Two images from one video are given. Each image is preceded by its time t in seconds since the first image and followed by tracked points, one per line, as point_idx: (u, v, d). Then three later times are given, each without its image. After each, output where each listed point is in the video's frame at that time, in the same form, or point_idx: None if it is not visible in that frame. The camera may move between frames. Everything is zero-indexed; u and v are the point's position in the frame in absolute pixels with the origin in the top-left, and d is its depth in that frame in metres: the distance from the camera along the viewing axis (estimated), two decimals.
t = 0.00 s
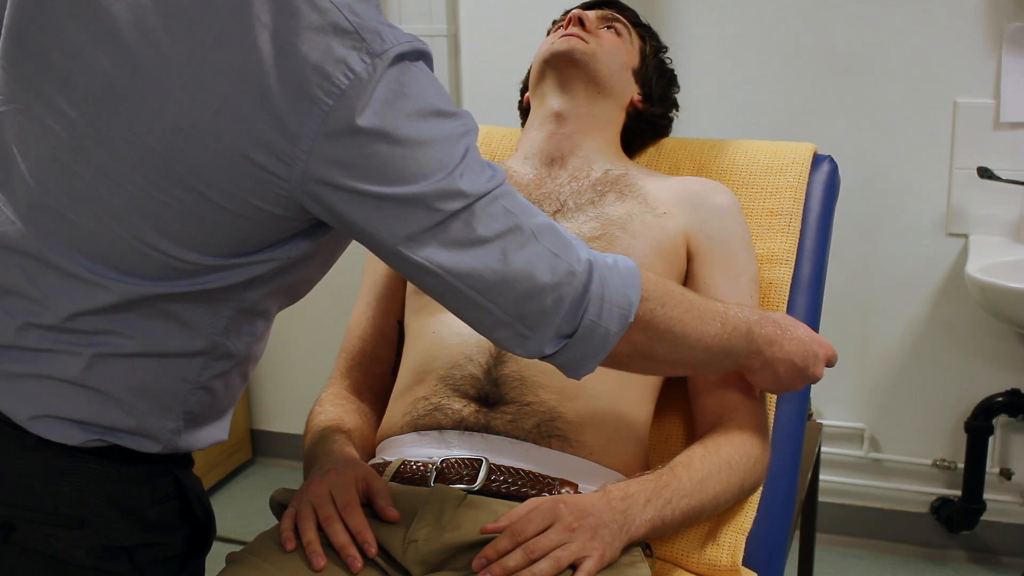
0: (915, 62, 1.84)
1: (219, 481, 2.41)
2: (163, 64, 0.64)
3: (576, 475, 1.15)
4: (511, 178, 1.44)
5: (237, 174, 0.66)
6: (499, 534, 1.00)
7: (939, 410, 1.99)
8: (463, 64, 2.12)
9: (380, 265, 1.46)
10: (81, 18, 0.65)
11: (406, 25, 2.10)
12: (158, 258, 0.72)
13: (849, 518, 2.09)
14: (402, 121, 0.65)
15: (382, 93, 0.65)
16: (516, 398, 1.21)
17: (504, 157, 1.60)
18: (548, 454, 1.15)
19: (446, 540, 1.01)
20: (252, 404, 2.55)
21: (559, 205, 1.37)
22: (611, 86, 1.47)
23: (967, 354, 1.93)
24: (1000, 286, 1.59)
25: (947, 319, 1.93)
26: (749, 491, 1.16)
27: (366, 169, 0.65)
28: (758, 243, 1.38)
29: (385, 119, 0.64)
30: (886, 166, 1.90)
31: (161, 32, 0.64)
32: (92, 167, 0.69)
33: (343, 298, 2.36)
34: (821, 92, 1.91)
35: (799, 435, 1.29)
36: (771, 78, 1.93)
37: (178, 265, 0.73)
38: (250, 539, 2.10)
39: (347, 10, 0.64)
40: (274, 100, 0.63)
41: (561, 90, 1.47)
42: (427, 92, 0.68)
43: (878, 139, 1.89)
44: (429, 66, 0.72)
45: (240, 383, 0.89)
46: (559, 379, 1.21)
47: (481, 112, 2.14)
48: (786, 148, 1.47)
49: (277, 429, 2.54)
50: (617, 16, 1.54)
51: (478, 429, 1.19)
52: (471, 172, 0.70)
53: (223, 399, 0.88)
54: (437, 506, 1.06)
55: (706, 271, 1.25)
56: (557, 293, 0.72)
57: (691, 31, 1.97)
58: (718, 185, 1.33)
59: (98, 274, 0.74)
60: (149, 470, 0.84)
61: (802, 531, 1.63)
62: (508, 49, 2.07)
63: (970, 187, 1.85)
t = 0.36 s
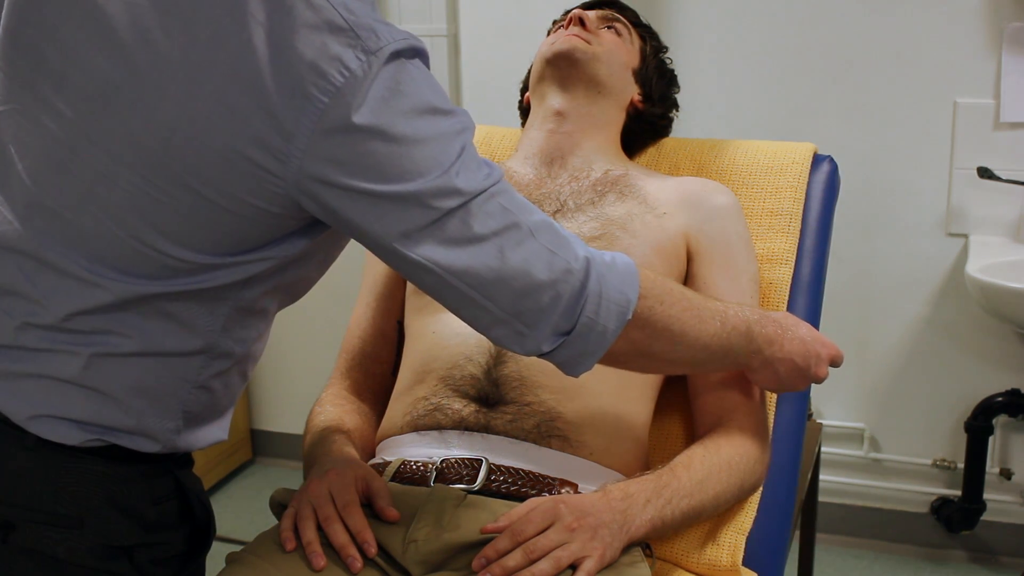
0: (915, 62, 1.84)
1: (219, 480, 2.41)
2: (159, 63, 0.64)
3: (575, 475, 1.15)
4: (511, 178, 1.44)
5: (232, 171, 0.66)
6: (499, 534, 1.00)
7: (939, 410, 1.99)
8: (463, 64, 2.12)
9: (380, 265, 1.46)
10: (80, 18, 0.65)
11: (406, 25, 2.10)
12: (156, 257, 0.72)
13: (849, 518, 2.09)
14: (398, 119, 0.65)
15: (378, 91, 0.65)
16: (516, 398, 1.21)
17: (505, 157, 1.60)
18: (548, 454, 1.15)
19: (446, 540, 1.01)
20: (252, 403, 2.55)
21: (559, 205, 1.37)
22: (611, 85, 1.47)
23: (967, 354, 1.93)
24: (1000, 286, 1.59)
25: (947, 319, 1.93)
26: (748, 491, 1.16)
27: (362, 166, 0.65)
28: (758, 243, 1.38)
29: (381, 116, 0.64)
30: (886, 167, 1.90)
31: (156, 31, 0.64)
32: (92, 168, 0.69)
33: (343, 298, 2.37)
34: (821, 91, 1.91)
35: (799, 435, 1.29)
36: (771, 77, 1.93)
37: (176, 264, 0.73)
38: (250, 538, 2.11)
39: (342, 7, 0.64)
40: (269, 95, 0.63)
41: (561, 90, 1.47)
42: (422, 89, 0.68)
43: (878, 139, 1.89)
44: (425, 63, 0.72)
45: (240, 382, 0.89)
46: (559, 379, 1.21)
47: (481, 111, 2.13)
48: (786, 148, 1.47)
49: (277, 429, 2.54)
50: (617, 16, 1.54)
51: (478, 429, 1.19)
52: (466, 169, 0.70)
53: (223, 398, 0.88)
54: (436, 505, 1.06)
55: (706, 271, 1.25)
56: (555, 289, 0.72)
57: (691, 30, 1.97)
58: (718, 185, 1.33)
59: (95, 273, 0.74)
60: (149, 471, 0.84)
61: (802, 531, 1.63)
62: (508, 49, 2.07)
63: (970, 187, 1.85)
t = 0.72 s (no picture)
0: (914, 62, 1.84)
1: (219, 480, 2.41)
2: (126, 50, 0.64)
3: (577, 475, 1.14)
4: (511, 178, 1.43)
5: (183, 151, 0.65)
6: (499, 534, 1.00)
7: (939, 410, 1.99)
8: (464, 64, 2.12)
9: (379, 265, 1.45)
10: (75, 21, 0.65)
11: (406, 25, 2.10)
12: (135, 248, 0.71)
13: (848, 518, 2.10)
14: (335, 103, 0.62)
15: (327, 72, 0.62)
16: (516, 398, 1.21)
17: (505, 157, 1.60)
18: (548, 454, 1.15)
19: (446, 540, 1.01)
20: (252, 403, 2.55)
21: (559, 204, 1.36)
22: (611, 85, 1.47)
23: (966, 354, 1.94)
24: (1000, 286, 1.59)
25: (947, 319, 1.93)
26: (749, 491, 1.16)
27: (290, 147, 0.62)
28: (758, 243, 1.38)
29: (318, 99, 0.62)
30: (885, 167, 1.90)
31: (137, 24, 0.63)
32: (61, 156, 0.68)
33: (344, 298, 2.37)
34: (821, 91, 1.91)
35: (799, 435, 1.29)
36: (771, 77, 1.93)
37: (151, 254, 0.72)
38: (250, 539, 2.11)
39: None
40: (210, 67, 0.62)
41: (561, 90, 1.47)
42: (375, 76, 0.65)
43: (878, 139, 1.89)
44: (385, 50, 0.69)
45: (231, 376, 0.88)
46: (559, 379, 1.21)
47: (481, 111, 2.13)
48: (786, 148, 1.47)
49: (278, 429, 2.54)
50: (617, 16, 1.54)
51: (478, 429, 1.19)
52: (412, 161, 0.64)
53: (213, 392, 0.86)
54: (435, 505, 1.07)
55: (706, 271, 1.25)
56: (487, 302, 0.66)
57: (691, 30, 1.97)
58: (717, 185, 1.34)
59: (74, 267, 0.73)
60: (145, 467, 0.84)
61: (802, 531, 1.63)
62: (508, 49, 2.07)
63: (970, 187, 1.85)
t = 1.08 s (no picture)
0: (914, 62, 1.84)
1: (219, 480, 2.41)
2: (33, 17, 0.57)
3: (577, 475, 1.14)
4: (511, 178, 1.43)
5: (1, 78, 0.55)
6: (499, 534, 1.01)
7: (939, 410, 1.99)
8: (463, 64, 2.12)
9: (379, 265, 1.41)
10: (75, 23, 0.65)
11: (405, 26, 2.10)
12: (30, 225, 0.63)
13: (848, 518, 2.10)
14: (134, 58, 0.53)
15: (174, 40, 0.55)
16: (516, 398, 1.20)
17: (505, 157, 1.60)
18: (548, 453, 1.15)
19: (446, 540, 1.02)
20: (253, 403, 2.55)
21: (559, 204, 1.36)
22: (611, 85, 1.47)
23: (966, 354, 1.94)
24: (1000, 286, 1.59)
25: (947, 319, 1.93)
26: (749, 491, 1.16)
27: (84, 88, 0.53)
28: (758, 243, 1.39)
29: (125, 49, 0.53)
30: (886, 166, 1.90)
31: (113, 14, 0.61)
32: None
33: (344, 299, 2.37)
34: (821, 91, 1.91)
35: (799, 435, 1.29)
36: (771, 77, 1.93)
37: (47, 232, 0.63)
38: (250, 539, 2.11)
39: None
40: None
41: (560, 90, 1.47)
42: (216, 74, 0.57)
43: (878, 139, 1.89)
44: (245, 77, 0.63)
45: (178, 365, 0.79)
46: (559, 379, 1.21)
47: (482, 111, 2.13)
48: (785, 148, 1.47)
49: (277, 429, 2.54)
50: (617, 16, 1.54)
51: (478, 429, 1.19)
52: (211, 167, 0.56)
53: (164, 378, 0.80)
54: (435, 504, 1.07)
55: (706, 272, 1.26)
56: (205, 323, 0.55)
57: (691, 30, 1.97)
58: (717, 185, 1.34)
59: None
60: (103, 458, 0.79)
61: (802, 531, 1.63)
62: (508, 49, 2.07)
63: (970, 187, 1.85)
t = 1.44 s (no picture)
0: (913, 62, 1.84)
1: (218, 481, 2.41)
2: None
3: (577, 475, 1.14)
4: (511, 177, 1.43)
5: None
6: (498, 534, 1.01)
7: (939, 410, 1.99)
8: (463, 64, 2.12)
9: (380, 265, 1.41)
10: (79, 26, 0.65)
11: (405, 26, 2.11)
12: None
13: (849, 518, 2.09)
14: None
15: None
16: (515, 398, 1.19)
17: (505, 157, 1.60)
18: (549, 453, 1.15)
19: (446, 540, 1.02)
20: (252, 403, 2.55)
21: (559, 204, 1.35)
22: (611, 85, 1.47)
23: (966, 354, 1.94)
24: (1001, 286, 1.59)
25: (947, 319, 1.93)
26: (749, 491, 1.16)
27: None
28: (758, 243, 1.38)
29: None
30: (885, 166, 1.90)
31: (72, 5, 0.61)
32: None
33: (343, 299, 2.37)
34: (821, 92, 1.91)
35: (799, 435, 1.29)
36: (771, 77, 1.93)
37: None
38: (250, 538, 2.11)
39: None
40: None
41: (561, 90, 1.46)
42: None
43: (877, 140, 1.89)
44: None
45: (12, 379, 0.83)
46: (560, 378, 1.19)
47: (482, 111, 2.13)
48: (786, 148, 1.47)
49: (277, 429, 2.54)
50: (617, 16, 1.54)
51: (478, 429, 1.18)
52: None
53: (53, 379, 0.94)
54: (435, 504, 1.07)
55: (706, 272, 1.26)
56: None
57: (691, 30, 1.96)
58: (717, 185, 1.33)
59: None
60: None
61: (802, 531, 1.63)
62: (508, 49, 2.07)
63: (969, 187, 1.85)
